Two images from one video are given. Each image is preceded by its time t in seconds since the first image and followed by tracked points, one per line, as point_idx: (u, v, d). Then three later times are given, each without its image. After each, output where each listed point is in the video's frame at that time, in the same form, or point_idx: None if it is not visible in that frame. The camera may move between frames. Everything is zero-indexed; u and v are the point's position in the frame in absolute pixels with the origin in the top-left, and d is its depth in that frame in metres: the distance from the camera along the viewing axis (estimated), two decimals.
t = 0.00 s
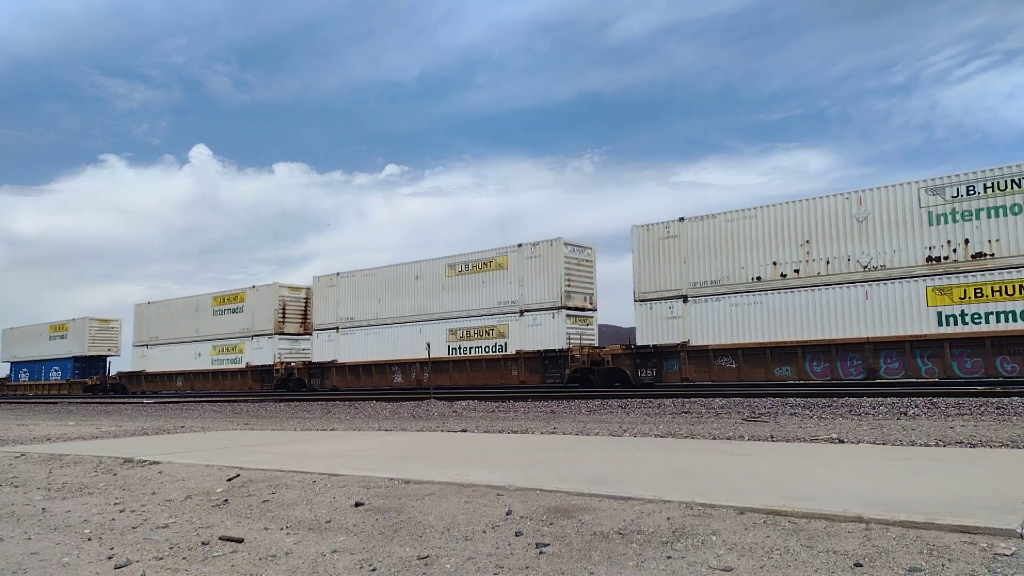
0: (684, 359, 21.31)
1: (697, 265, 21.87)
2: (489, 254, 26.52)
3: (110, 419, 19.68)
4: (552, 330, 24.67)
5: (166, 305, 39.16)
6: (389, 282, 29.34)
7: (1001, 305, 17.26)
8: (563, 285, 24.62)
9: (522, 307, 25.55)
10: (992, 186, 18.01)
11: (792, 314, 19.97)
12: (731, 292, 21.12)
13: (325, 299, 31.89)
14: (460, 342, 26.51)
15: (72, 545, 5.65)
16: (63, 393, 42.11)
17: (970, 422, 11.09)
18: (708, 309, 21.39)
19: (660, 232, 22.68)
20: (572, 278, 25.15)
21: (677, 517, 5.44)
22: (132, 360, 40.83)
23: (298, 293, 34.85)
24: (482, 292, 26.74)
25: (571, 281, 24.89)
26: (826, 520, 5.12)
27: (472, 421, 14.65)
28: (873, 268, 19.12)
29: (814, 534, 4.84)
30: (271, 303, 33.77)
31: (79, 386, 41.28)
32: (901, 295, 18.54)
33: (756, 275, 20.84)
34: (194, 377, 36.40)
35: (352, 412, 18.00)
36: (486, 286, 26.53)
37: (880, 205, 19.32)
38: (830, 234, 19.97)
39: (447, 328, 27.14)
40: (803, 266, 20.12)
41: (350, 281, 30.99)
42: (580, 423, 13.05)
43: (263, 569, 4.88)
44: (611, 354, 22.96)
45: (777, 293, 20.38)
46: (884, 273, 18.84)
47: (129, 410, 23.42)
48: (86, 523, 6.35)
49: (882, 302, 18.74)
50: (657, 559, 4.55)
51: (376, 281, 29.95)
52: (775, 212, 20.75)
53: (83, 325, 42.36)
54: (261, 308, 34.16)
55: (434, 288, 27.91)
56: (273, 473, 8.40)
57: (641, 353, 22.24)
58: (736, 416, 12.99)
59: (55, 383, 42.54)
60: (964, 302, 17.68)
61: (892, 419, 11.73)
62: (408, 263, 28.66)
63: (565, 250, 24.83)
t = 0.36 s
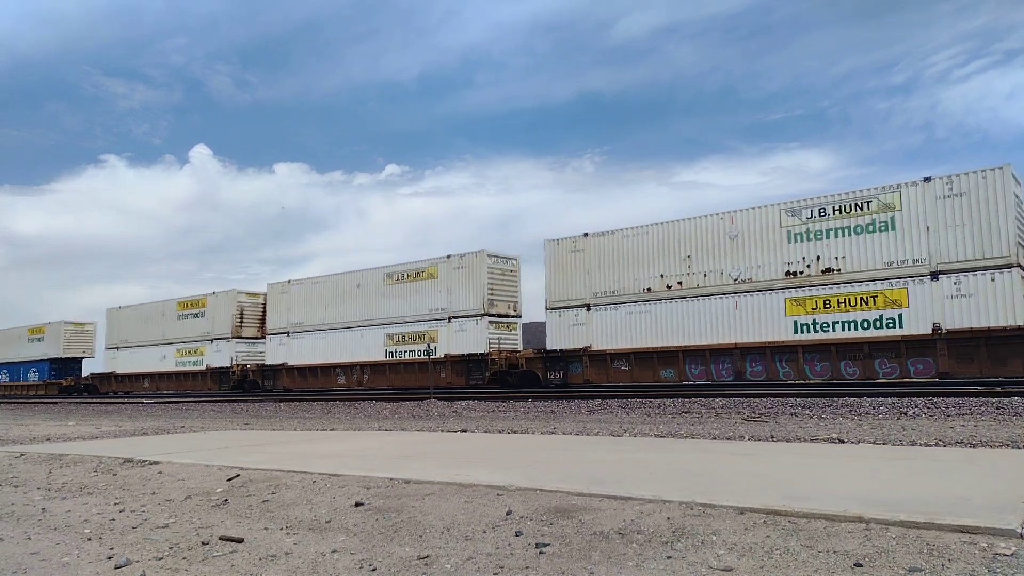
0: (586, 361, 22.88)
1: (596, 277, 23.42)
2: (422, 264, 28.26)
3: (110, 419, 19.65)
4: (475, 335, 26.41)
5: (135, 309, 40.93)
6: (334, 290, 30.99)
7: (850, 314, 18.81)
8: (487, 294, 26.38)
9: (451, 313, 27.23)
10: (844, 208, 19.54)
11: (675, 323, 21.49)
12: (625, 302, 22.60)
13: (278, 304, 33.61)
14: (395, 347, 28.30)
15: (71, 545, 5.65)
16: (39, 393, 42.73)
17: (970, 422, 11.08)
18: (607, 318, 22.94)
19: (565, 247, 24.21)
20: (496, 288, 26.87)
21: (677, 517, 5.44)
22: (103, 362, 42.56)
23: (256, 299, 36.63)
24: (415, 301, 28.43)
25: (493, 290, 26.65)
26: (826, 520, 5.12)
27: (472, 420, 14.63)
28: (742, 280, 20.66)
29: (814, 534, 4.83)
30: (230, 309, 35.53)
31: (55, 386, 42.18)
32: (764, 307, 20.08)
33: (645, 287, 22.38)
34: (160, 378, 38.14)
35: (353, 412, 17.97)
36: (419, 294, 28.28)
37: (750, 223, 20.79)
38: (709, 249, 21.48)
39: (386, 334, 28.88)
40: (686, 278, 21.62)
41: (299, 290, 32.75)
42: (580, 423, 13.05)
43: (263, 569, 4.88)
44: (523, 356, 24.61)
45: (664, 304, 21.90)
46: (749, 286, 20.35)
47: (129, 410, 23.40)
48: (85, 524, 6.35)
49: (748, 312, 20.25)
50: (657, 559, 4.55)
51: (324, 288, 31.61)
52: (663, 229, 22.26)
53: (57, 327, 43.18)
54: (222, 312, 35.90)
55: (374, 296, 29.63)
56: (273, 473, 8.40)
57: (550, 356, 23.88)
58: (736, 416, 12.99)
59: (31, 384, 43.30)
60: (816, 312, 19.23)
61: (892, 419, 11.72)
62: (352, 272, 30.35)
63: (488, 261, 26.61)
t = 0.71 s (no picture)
0: (506, 366, 24.56)
1: (514, 287, 25.03)
2: (366, 272, 29.96)
3: (110, 419, 19.66)
4: (414, 339, 28.04)
5: (107, 313, 42.46)
6: (285, 297, 32.53)
7: (726, 322, 20.41)
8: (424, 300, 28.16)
9: (391, 319, 28.96)
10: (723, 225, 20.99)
11: (584, 329, 23.09)
12: (541, 310, 24.17)
13: (234, 310, 35.12)
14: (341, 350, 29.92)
15: (72, 545, 5.65)
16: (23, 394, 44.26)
17: (970, 422, 11.08)
18: (524, 324, 24.58)
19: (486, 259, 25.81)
20: (431, 295, 28.61)
21: (677, 517, 5.44)
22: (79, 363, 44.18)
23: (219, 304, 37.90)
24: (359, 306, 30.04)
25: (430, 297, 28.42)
26: (826, 520, 5.12)
27: (472, 421, 14.60)
28: (639, 291, 22.16)
29: (814, 534, 4.84)
30: (193, 313, 36.86)
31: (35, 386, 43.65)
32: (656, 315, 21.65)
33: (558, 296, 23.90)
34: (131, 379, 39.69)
35: (352, 412, 17.96)
36: (363, 300, 29.95)
37: (647, 239, 22.28)
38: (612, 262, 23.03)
39: (333, 338, 30.48)
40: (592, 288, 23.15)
41: (254, 296, 34.29)
42: (580, 423, 13.04)
43: (263, 569, 4.88)
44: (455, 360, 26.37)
45: (574, 312, 23.52)
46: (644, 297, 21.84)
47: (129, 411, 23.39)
48: (86, 524, 6.34)
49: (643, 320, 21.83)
50: (657, 559, 4.55)
51: (277, 295, 33.11)
52: (573, 244, 23.84)
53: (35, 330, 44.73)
54: (186, 317, 37.24)
55: (321, 303, 31.26)
56: (273, 473, 8.39)
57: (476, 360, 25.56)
58: (736, 416, 12.98)
59: (13, 385, 44.88)
60: (700, 319, 20.78)
61: (892, 419, 11.72)
62: (301, 280, 31.97)
63: (425, 270, 28.37)
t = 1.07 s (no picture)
0: (437, 368, 26.56)
1: (446, 295, 26.98)
2: (314, 279, 31.58)
3: (110, 419, 19.67)
4: (357, 343, 29.64)
5: (80, 317, 44.04)
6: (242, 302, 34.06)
7: (627, 328, 22.54)
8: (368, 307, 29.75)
9: (337, 325, 30.55)
10: (624, 240, 23.09)
11: (505, 334, 25.12)
12: (469, 317, 26.24)
13: (198, 314, 36.60)
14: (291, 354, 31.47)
15: (72, 545, 5.65)
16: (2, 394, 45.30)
17: (971, 422, 11.08)
18: (454, 330, 26.59)
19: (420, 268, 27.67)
20: (375, 302, 30.19)
21: (677, 517, 5.44)
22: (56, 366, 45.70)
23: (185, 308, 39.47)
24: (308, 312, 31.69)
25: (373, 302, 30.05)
26: (826, 520, 5.12)
27: (472, 421, 14.61)
28: (553, 300, 24.28)
29: (814, 534, 4.83)
30: (161, 316, 38.43)
31: (13, 387, 44.86)
32: (569, 322, 23.78)
33: (484, 304, 25.99)
34: (103, 381, 41.27)
35: (352, 412, 17.97)
36: (312, 306, 31.58)
37: (562, 251, 24.40)
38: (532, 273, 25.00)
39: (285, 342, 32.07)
40: (513, 297, 25.19)
41: (215, 300, 35.80)
42: (580, 423, 13.05)
43: (263, 569, 4.88)
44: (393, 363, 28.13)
45: (497, 319, 25.54)
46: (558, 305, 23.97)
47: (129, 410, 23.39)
48: (86, 524, 6.35)
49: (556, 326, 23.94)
50: (657, 559, 4.55)
51: (235, 301, 34.70)
52: (498, 255, 25.67)
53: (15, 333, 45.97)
54: (155, 321, 38.74)
55: (275, 308, 32.81)
56: (273, 473, 8.40)
57: (411, 363, 27.48)
58: (736, 416, 12.98)
59: None
60: (605, 326, 22.94)
61: (892, 419, 11.72)
62: (257, 286, 33.45)
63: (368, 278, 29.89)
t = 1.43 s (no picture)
0: (376, 370, 28.74)
1: (382, 301, 29.05)
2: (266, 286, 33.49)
3: (110, 420, 19.67)
4: (304, 347, 31.56)
5: (57, 321, 46.21)
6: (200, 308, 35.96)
7: (539, 335, 24.64)
8: (313, 313, 31.56)
9: (285, 330, 32.51)
10: (536, 252, 25.14)
11: (435, 339, 27.14)
12: (402, 322, 28.28)
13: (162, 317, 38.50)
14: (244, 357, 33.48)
15: (72, 545, 5.65)
16: None
17: (971, 422, 11.09)
18: (390, 335, 28.61)
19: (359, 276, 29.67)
20: (322, 308, 32.05)
21: (677, 517, 5.44)
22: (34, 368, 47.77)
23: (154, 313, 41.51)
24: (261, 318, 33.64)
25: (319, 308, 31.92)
26: (826, 520, 5.12)
27: (473, 421, 14.62)
28: (476, 308, 26.27)
29: (814, 534, 4.83)
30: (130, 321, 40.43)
31: None
32: (489, 328, 25.87)
33: (417, 310, 27.98)
34: (77, 382, 43.37)
35: (352, 412, 17.97)
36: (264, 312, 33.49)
37: (484, 262, 26.34)
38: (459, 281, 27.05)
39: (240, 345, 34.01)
40: (442, 304, 27.20)
41: (179, 304, 37.74)
42: (580, 423, 13.07)
43: (263, 569, 4.88)
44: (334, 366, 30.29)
45: (427, 323, 27.62)
46: (480, 313, 26.05)
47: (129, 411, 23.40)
48: (86, 524, 6.35)
49: (477, 332, 26.05)
50: (657, 559, 4.55)
51: (195, 307, 36.60)
52: (429, 265, 27.60)
53: None
54: (124, 325, 40.73)
55: (231, 313, 34.72)
56: (273, 473, 8.40)
57: (351, 366, 29.77)
58: (736, 416, 13.00)
59: None
60: (520, 332, 25.06)
61: (892, 419, 11.73)
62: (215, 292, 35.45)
63: (315, 286, 31.65)
